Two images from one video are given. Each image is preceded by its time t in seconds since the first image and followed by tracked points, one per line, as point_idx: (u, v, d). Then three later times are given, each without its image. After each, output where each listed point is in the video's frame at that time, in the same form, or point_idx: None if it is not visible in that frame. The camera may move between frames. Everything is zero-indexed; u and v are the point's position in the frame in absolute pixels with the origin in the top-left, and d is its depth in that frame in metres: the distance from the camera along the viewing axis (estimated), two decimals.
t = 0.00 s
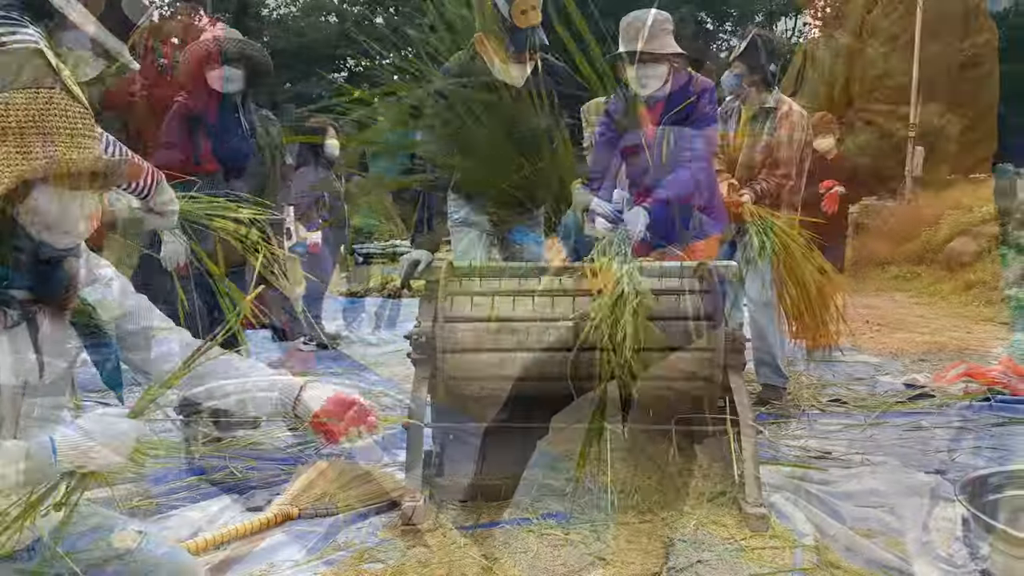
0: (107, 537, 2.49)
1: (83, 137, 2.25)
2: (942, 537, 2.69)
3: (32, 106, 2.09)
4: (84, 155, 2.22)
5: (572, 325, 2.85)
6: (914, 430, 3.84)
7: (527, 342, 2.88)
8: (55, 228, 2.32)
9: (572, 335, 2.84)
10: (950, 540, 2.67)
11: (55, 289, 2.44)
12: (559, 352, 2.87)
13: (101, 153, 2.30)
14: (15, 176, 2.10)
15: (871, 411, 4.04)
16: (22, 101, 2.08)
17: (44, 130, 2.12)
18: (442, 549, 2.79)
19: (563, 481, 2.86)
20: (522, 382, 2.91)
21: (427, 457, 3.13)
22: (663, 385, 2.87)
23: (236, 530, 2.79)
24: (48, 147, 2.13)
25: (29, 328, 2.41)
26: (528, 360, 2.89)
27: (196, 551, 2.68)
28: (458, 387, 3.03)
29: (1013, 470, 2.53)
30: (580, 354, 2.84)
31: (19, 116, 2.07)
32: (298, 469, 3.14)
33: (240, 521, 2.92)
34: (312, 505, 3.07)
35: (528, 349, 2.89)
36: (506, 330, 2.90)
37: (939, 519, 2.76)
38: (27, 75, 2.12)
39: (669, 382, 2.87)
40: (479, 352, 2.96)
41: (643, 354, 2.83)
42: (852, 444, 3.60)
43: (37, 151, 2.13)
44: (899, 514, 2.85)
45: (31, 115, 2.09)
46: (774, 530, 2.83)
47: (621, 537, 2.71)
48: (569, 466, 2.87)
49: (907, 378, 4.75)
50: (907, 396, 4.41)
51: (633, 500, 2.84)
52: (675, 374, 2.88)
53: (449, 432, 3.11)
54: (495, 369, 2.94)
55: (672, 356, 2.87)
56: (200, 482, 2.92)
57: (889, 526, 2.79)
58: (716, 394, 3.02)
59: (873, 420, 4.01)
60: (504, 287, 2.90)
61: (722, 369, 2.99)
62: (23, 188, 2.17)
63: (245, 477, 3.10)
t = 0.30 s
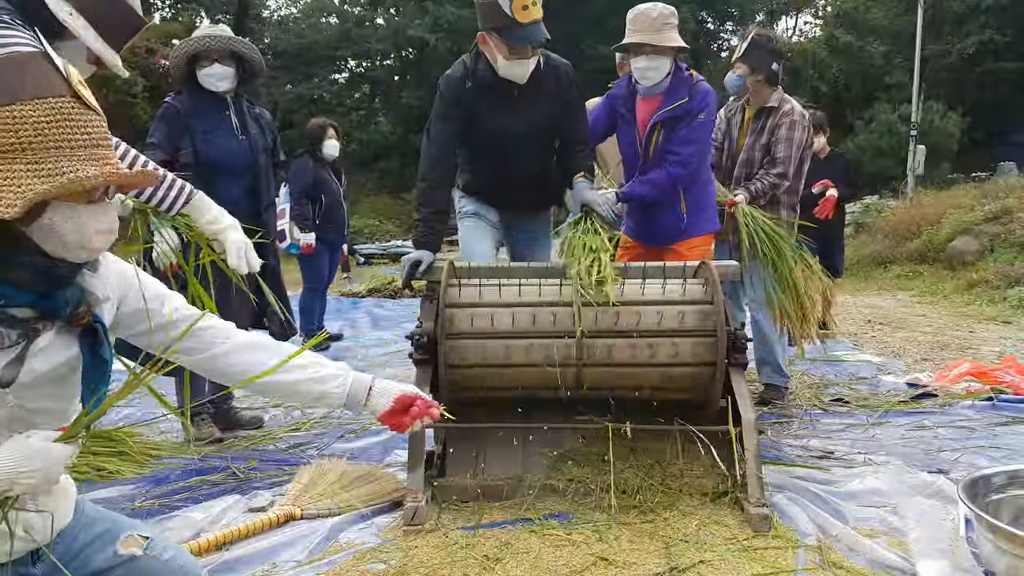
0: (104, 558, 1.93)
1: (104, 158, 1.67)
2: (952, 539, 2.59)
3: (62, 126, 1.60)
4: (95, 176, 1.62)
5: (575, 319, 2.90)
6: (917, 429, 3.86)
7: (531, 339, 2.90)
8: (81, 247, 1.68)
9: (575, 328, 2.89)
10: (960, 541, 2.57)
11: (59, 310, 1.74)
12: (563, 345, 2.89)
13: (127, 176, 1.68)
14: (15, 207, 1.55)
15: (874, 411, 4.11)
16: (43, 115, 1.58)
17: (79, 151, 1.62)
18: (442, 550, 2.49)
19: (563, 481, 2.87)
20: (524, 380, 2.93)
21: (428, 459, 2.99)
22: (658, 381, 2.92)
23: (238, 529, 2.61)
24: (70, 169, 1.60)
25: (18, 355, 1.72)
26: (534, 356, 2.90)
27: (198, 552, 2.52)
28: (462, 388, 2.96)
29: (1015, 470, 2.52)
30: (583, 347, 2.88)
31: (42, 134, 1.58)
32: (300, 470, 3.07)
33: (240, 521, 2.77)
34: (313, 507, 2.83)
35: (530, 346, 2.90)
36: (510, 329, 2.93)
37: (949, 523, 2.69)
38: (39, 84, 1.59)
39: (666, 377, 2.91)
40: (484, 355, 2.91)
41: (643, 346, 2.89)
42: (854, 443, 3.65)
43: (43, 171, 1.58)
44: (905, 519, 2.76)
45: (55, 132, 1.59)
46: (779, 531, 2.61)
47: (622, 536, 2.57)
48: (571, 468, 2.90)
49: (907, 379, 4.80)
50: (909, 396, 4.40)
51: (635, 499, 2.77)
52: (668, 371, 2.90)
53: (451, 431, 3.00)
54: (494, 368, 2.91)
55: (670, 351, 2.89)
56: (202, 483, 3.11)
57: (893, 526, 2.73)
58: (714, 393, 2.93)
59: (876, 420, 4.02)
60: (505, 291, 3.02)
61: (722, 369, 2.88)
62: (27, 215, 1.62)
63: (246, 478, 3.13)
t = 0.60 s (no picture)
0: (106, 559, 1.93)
1: (105, 180, 1.67)
2: (953, 539, 2.59)
3: (72, 145, 1.61)
4: (87, 200, 1.61)
5: (575, 321, 2.90)
6: (919, 430, 3.86)
7: (532, 340, 2.90)
8: (59, 263, 1.69)
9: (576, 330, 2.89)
10: (961, 543, 2.56)
11: (64, 313, 1.75)
12: (563, 347, 2.89)
13: (122, 204, 1.67)
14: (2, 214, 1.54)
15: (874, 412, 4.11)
16: (51, 132, 1.58)
17: (81, 171, 1.62)
18: (444, 552, 2.49)
19: (563, 482, 2.87)
20: (526, 381, 2.93)
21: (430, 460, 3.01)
22: (660, 382, 2.91)
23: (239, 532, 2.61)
24: (63, 188, 1.59)
25: (37, 352, 1.71)
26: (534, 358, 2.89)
27: (199, 555, 2.52)
28: (463, 389, 2.95)
29: (1015, 471, 2.52)
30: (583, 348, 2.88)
31: (50, 149, 1.59)
32: (300, 473, 3.07)
33: (242, 523, 2.77)
34: (314, 508, 2.83)
35: (530, 347, 2.89)
36: (511, 330, 2.92)
37: (950, 522, 2.70)
38: (60, 99, 1.60)
39: (666, 379, 2.90)
40: (485, 357, 2.91)
41: (642, 350, 2.87)
42: (856, 444, 3.66)
43: (36, 184, 1.57)
44: (906, 519, 2.77)
45: (62, 150, 1.60)
46: (781, 533, 2.60)
47: (624, 538, 2.56)
48: (571, 468, 2.91)
49: (909, 380, 4.80)
50: (910, 397, 4.40)
51: (636, 501, 2.76)
52: (666, 373, 2.89)
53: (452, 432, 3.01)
54: (495, 368, 2.91)
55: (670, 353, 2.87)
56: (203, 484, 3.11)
57: (895, 527, 2.72)
58: (715, 397, 2.93)
59: (877, 421, 4.02)
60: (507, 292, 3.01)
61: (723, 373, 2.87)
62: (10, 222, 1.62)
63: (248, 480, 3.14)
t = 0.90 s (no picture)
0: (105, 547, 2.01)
1: (108, 175, 1.73)
2: (954, 540, 2.59)
3: (80, 141, 1.67)
4: (92, 194, 1.68)
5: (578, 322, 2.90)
6: (921, 431, 3.86)
7: (534, 341, 2.90)
8: (62, 251, 1.76)
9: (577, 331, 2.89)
10: (962, 544, 2.56)
11: (69, 300, 1.88)
12: (564, 348, 2.88)
13: (124, 198, 1.74)
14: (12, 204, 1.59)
15: (877, 414, 4.11)
16: (62, 128, 1.65)
17: (86, 166, 1.69)
18: (444, 552, 2.48)
19: (564, 482, 2.87)
20: (527, 382, 2.93)
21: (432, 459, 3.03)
22: (662, 384, 2.89)
23: (240, 531, 2.62)
24: (71, 181, 1.66)
25: (46, 333, 1.84)
26: (536, 359, 2.89)
27: (200, 554, 2.52)
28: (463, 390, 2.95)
29: (1017, 473, 2.51)
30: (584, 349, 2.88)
31: (59, 144, 1.65)
32: (302, 472, 3.08)
33: (245, 522, 2.77)
34: (316, 508, 2.84)
35: (531, 348, 2.90)
36: (512, 331, 2.92)
37: (952, 523, 2.69)
38: (70, 98, 1.67)
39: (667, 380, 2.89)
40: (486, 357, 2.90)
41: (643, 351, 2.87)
42: (859, 445, 3.66)
43: (45, 177, 1.63)
44: (907, 520, 2.76)
45: (71, 145, 1.66)
46: (782, 533, 2.60)
47: (625, 538, 2.56)
48: (573, 470, 2.92)
49: (911, 381, 4.80)
50: (913, 398, 4.39)
51: (639, 501, 2.77)
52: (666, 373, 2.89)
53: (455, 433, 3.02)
54: (496, 369, 2.91)
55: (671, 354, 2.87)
56: (206, 484, 3.12)
57: (896, 528, 2.72)
58: (716, 397, 2.92)
59: (879, 422, 4.02)
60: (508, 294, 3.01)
61: (724, 374, 2.85)
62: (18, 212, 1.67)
63: (253, 480, 3.15)
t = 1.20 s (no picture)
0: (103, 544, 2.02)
1: (93, 179, 1.83)
2: (955, 540, 2.59)
3: (75, 146, 1.77)
4: (80, 197, 1.78)
5: (579, 321, 2.89)
6: (922, 432, 3.86)
7: (536, 342, 2.89)
8: (41, 247, 1.86)
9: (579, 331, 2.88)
10: (963, 545, 2.56)
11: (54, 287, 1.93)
12: (567, 346, 2.88)
13: (105, 201, 1.85)
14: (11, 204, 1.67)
15: (879, 415, 4.11)
16: (56, 133, 1.73)
17: (78, 168, 1.78)
18: (445, 553, 2.48)
19: (565, 483, 2.87)
20: (529, 382, 2.92)
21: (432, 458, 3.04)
22: (662, 384, 2.89)
23: (241, 532, 2.61)
24: (61, 184, 1.75)
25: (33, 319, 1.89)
26: (537, 359, 2.89)
27: (200, 555, 2.52)
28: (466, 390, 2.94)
29: (1019, 474, 2.51)
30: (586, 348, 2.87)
31: (57, 148, 1.73)
32: (303, 473, 3.07)
33: (246, 522, 2.76)
34: (316, 509, 2.83)
35: (534, 347, 2.89)
36: (515, 331, 2.91)
37: (953, 525, 2.68)
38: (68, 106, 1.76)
39: (669, 379, 2.88)
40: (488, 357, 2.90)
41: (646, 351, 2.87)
42: (860, 446, 3.66)
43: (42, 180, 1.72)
44: (908, 520, 2.76)
45: (67, 148, 1.75)
46: (783, 535, 2.60)
47: (627, 539, 2.56)
48: (574, 470, 2.92)
49: (913, 382, 4.80)
50: (915, 399, 4.39)
51: (640, 501, 2.76)
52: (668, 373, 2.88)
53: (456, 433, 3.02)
54: (498, 368, 2.90)
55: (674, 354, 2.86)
56: (206, 484, 3.12)
57: (898, 529, 2.72)
58: (716, 398, 2.91)
59: (880, 423, 4.01)
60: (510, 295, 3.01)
61: (727, 375, 2.85)
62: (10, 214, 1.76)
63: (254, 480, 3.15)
